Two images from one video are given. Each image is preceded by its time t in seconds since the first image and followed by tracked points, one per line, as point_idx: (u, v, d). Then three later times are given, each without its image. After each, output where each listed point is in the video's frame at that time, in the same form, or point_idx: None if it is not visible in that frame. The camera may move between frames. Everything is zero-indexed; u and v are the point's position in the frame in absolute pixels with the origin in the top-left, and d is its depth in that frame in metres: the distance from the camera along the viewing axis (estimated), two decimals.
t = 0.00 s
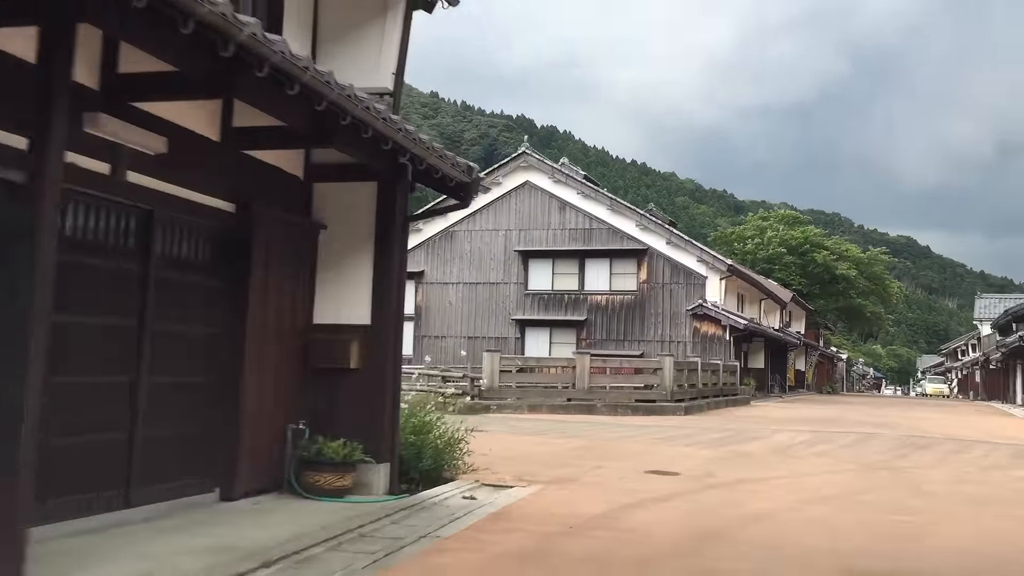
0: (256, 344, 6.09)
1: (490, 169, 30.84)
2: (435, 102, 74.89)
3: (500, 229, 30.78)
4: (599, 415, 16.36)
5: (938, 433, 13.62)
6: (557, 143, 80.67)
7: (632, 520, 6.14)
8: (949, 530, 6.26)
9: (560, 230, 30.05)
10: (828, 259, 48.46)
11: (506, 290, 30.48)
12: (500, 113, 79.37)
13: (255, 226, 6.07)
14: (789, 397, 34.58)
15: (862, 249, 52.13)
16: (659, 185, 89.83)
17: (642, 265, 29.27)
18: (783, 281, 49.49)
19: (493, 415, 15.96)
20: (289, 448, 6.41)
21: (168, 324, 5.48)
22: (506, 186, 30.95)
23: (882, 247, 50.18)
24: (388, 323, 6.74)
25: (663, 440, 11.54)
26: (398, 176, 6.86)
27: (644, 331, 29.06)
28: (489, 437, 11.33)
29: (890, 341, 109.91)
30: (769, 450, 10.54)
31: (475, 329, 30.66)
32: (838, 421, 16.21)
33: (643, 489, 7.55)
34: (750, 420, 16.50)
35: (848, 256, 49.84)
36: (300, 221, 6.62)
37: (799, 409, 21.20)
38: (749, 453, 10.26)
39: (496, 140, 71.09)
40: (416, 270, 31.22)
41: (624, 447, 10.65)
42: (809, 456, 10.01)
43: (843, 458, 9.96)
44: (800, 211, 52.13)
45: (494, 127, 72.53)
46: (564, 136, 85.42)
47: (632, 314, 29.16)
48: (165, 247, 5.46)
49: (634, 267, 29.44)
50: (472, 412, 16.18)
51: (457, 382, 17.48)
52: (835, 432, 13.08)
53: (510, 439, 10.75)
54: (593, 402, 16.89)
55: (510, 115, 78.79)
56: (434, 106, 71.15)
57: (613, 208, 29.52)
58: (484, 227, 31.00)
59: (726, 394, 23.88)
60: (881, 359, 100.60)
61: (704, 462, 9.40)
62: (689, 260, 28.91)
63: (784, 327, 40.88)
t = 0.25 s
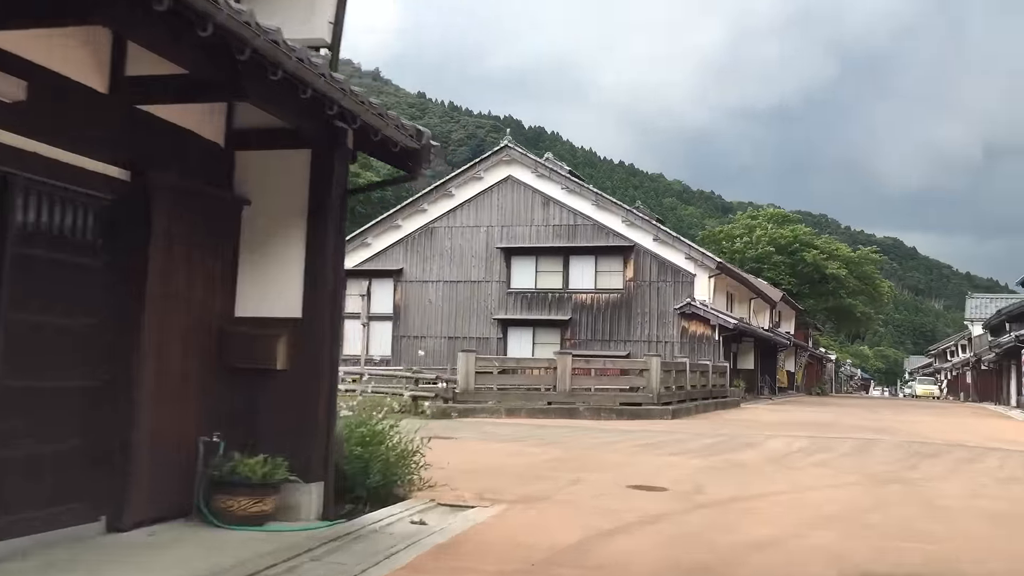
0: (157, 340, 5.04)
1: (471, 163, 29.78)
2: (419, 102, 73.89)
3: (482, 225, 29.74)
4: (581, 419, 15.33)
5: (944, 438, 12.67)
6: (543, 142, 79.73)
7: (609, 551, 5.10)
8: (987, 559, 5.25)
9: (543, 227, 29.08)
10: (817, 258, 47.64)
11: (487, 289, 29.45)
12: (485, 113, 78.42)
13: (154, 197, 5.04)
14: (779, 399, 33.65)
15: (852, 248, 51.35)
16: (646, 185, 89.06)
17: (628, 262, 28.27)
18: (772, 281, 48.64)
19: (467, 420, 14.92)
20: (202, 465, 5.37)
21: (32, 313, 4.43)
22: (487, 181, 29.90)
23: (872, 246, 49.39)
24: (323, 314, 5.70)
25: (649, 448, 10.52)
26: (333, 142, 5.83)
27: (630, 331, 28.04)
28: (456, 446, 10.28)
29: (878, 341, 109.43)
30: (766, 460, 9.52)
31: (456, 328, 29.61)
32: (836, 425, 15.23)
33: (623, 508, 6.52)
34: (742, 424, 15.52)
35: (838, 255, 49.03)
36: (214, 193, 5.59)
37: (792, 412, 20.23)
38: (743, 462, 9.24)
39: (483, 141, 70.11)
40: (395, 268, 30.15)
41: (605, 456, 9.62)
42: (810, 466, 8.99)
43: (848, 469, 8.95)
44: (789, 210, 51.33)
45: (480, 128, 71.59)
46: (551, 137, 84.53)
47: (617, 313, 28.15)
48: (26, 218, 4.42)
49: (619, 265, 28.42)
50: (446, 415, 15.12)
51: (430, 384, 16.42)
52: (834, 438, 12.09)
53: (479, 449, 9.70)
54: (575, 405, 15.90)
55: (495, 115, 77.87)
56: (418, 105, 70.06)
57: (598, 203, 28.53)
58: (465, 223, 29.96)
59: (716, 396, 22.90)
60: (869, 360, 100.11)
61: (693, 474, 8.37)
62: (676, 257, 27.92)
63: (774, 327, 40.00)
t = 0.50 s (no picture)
0: None
1: (448, 155, 28.60)
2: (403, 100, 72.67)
3: (460, 220, 28.59)
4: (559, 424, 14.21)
5: (952, 446, 11.61)
6: (527, 140, 78.66)
7: None
8: None
9: (524, 222, 27.96)
10: (805, 256, 46.73)
11: (466, 286, 28.31)
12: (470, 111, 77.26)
13: None
14: (768, 401, 32.67)
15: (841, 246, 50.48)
16: (631, 186, 88.19)
17: (612, 259, 27.17)
18: (759, 280, 47.70)
19: (435, 425, 13.78)
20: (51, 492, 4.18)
21: None
22: (466, 174, 28.74)
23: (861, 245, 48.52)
24: (219, 304, 4.56)
25: (631, 458, 9.40)
26: (234, 87, 4.66)
27: (614, 329, 26.95)
28: (414, 456, 9.13)
29: (863, 342, 108.94)
30: (762, 473, 8.42)
31: (433, 328, 28.45)
32: (832, 430, 14.17)
33: (595, 539, 5.38)
34: (732, 428, 14.43)
35: (827, 254, 48.14)
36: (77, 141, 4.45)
37: (783, 415, 19.19)
38: (735, 476, 8.14)
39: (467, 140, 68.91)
40: (369, 265, 28.97)
41: (579, 467, 8.49)
42: (812, 481, 7.90)
43: (856, 485, 7.85)
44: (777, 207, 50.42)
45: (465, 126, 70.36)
46: (536, 136, 83.47)
47: (600, 312, 27.06)
48: None
49: (603, 261, 27.32)
50: (412, 420, 13.95)
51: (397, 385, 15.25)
52: (833, 446, 11.01)
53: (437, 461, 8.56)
54: (553, 407, 14.78)
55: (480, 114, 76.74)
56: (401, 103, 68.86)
57: (581, 197, 27.43)
58: (443, 218, 28.80)
59: (704, 398, 21.81)
60: (855, 359, 99.56)
61: (679, 492, 7.27)
62: (662, 253, 26.83)
63: (762, 327, 39.02)
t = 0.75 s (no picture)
0: None
1: (429, 146, 27.64)
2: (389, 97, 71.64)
3: (441, 214, 27.66)
4: (538, 427, 13.30)
5: (962, 453, 10.73)
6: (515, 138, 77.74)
7: None
8: None
9: (507, 216, 27.04)
10: (795, 255, 45.97)
11: (447, 282, 27.38)
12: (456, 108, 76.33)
13: None
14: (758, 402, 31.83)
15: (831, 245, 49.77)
16: (620, 185, 87.41)
17: (598, 255, 26.25)
18: (748, 278, 46.91)
19: (404, 427, 12.85)
20: None
21: None
22: (447, 166, 27.79)
23: (852, 243, 47.76)
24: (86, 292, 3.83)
25: (614, 467, 8.49)
26: (102, 18, 3.94)
27: (600, 328, 26.04)
28: (372, 465, 8.19)
29: (851, 342, 108.51)
30: (760, 485, 7.51)
31: (413, 326, 27.50)
32: (831, 434, 13.28)
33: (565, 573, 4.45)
34: (724, 432, 13.53)
35: (818, 253, 47.37)
36: None
37: (775, 417, 18.33)
38: (730, 489, 7.22)
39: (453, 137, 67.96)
40: (347, 260, 28.01)
41: (555, 478, 7.56)
42: (817, 494, 6.99)
43: (867, 499, 6.94)
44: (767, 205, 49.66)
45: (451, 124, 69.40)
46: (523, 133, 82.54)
47: (586, 310, 26.15)
48: None
49: (589, 257, 26.41)
50: (381, 422, 13.02)
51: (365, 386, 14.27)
52: (835, 453, 10.11)
53: (395, 473, 7.61)
54: (532, 409, 13.84)
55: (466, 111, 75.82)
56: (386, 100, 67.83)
57: (566, 190, 26.53)
58: (424, 212, 27.86)
59: (692, 400, 20.94)
60: (843, 359, 99.07)
61: (667, 508, 6.35)
62: (649, 249, 25.92)
63: (752, 326, 38.22)
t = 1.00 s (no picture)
0: None
1: (407, 137, 26.57)
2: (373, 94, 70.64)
3: (420, 207, 26.63)
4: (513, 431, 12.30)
5: (974, 463, 9.81)
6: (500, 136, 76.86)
7: None
8: None
9: (488, 210, 26.05)
10: (784, 253, 45.19)
11: (425, 279, 26.37)
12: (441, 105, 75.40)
13: None
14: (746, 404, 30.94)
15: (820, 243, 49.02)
16: (607, 184, 86.65)
17: (582, 250, 25.27)
18: (737, 277, 46.10)
19: (367, 431, 11.84)
20: None
21: None
22: (427, 158, 26.73)
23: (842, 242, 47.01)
24: None
25: (590, 480, 7.48)
26: None
27: (584, 326, 25.07)
28: (312, 477, 7.15)
29: (838, 343, 108.08)
30: (757, 502, 6.52)
31: (390, 323, 26.47)
32: (827, 440, 12.33)
33: None
34: (712, 437, 12.57)
35: (807, 252, 46.59)
36: None
37: (765, 421, 17.44)
38: (724, 508, 6.25)
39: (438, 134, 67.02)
40: (322, 255, 26.93)
41: (522, 493, 6.57)
42: (826, 515, 6.02)
43: (882, 521, 5.97)
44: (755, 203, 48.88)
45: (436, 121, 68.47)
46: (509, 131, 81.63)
47: (569, 307, 25.19)
48: None
49: (572, 253, 25.43)
50: (342, 426, 11.99)
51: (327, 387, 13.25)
52: (837, 462, 9.15)
53: (339, 487, 6.60)
54: (507, 412, 12.84)
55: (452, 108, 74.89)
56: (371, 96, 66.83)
57: (550, 183, 25.56)
58: (402, 205, 26.80)
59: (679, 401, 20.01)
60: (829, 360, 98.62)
61: (652, 534, 5.36)
62: (635, 244, 24.96)
63: (740, 325, 37.38)
